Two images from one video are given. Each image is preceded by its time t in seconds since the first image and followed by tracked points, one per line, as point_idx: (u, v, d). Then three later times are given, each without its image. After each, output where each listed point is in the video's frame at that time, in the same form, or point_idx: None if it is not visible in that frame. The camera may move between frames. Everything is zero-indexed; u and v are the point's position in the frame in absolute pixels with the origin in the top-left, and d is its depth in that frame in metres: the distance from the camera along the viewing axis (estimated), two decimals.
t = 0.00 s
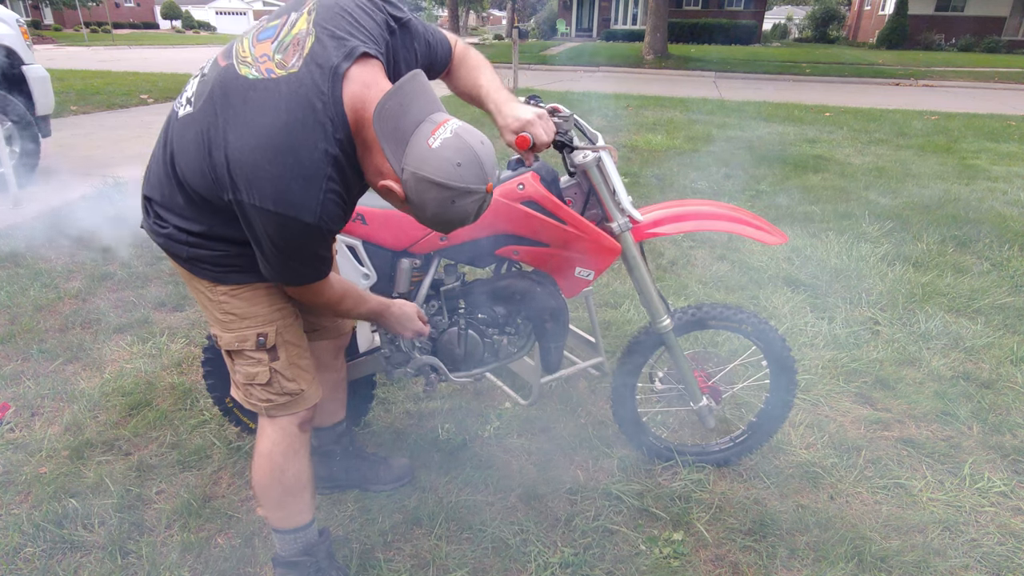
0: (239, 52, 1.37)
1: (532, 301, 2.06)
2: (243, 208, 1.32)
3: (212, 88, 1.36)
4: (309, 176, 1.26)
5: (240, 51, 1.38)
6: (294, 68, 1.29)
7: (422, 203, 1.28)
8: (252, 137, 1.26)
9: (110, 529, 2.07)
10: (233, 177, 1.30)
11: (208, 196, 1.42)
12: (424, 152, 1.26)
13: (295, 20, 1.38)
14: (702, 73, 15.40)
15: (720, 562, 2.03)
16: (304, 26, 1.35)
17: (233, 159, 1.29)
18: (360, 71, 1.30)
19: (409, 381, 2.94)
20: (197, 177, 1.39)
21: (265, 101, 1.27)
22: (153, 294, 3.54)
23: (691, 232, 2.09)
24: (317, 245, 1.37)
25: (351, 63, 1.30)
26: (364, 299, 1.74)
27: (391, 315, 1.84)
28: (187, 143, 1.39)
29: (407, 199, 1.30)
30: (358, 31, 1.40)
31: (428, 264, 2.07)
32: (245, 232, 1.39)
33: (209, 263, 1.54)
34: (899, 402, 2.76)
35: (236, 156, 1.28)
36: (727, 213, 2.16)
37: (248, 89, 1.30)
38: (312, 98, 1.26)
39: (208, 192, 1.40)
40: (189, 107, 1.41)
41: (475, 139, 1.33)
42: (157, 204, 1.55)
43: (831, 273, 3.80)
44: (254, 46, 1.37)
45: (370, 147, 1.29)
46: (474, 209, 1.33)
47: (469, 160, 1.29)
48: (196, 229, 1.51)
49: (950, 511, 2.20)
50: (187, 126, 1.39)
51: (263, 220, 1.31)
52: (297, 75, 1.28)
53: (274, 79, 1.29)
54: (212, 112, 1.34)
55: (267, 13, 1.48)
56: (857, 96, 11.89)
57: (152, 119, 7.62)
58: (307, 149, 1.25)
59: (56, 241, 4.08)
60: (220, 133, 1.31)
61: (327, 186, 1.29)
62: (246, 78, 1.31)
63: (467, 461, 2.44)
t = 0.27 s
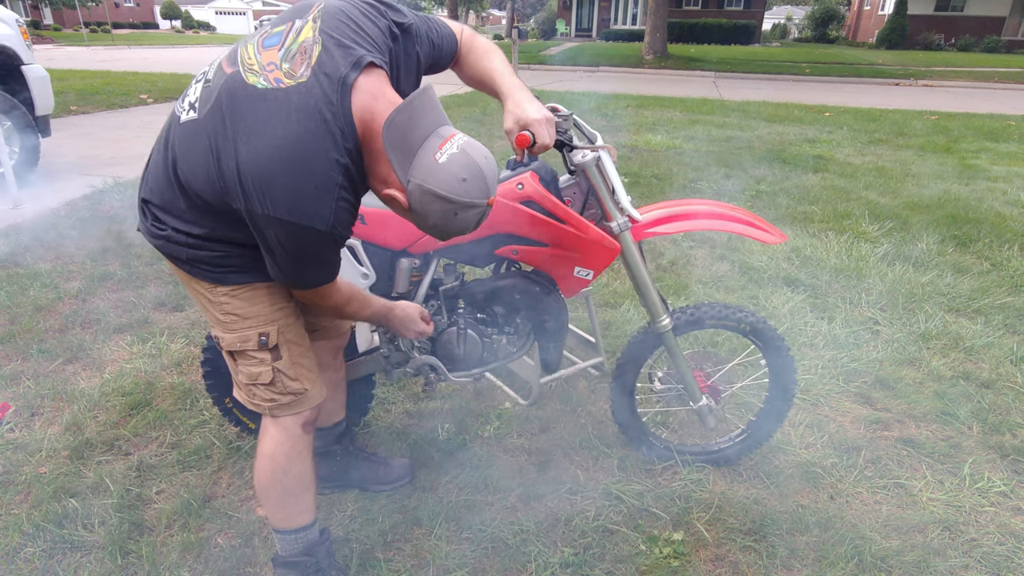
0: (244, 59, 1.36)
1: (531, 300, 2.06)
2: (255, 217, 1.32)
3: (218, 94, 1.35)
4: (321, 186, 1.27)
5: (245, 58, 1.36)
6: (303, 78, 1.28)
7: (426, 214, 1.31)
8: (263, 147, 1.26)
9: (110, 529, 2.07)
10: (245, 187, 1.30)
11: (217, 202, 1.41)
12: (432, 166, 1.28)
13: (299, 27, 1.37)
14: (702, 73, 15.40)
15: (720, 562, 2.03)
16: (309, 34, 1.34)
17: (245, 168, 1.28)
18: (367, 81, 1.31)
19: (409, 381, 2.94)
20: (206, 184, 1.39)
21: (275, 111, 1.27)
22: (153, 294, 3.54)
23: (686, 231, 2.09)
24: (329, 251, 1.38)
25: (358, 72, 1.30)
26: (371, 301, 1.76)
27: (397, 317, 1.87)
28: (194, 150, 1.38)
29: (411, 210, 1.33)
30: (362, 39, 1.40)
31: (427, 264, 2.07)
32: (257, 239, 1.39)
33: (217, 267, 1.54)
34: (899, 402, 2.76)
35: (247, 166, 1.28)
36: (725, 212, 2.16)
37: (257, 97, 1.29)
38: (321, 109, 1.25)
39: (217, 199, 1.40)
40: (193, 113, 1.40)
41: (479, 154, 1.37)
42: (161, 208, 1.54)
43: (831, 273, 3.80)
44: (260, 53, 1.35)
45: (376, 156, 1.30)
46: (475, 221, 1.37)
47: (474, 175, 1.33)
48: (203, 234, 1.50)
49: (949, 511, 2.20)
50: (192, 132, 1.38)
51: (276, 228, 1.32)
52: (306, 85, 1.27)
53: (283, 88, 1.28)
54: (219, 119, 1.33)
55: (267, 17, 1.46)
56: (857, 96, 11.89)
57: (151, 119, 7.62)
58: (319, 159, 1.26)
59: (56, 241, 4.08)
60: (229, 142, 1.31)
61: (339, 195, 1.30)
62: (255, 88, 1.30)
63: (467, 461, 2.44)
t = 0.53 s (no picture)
0: (246, 63, 1.36)
1: (533, 300, 2.05)
2: (261, 221, 1.32)
3: (222, 98, 1.34)
4: (327, 191, 1.27)
5: (247, 62, 1.36)
6: (307, 83, 1.28)
7: (427, 219, 1.33)
8: (269, 152, 1.26)
9: (110, 528, 2.07)
10: (251, 192, 1.30)
11: (221, 206, 1.41)
12: (435, 172, 1.31)
13: (301, 31, 1.37)
14: (703, 73, 15.39)
15: (720, 562, 2.03)
16: (312, 38, 1.34)
17: (251, 173, 1.28)
18: (370, 86, 1.31)
19: (410, 381, 2.94)
20: (211, 188, 1.38)
21: (280, 116, 1.26)
22: (153, 294, 3.54)
23: (688, 230, 2.09)
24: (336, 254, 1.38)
25: (361, 77, 1.30)
26: (383, 304, 1.74)
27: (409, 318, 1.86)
28: (198, 154, 1.37)
29: (412, 214, 1.35)
30: (364, 43, 1.40)
31: (428, 264, 2.08)
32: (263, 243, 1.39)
33: (223, 270, 1.54)
34: (900, 402, 2.76)
35: (253, 171, 1.28)
36: (727, 212, 2.16)
37: (261, 102, 1.29)
38: (326, 113, 1.26)
39: (222, 202, 1.40)
40: (195, 117, 1.39)
41: (480, 161, 1.40)
42: (163, 212, 1.53)
43: (831, 273, 3.80)
44: (262, 57, 1.35)
45: (379, 160, 1.32)
46: (473, 227, 1.40)
47: (475, 182, 1.36)
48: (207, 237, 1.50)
49: (950, 511, 2.20)
50: (195, 136, 1.38)
51: (283, 232, 1.32)
52: (311, 90, 1.27)
53: (287, 93, 1.28)
54: (224, 124, 1.32)
55: (266, 20, 1.46)
56: (858, 97, 11.89)
57: (152, 119, 7.61)
58: (326, 164, 1.26)
59: (56, 241, 4.08)
60: (234, 147, 1.31)
61: (344, 199, 1.30)
62: (259, 92, 1.29)
63: (467, 461, 2.44)
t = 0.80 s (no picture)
0: (248, 63, 1.36)
1: (534, 300, 2.05)
2: (264, 220, 1.32)
3: (223, 99, 1.34)
4: (331, 190, 1.27)
5: (249, 62, 1.36)
6: (309, 83, 1.28)
7: (429, 218, 1.33)
8: (273, 152, 1.26)
9: (110, 529, 2.07)
10: (255, 192, 1.30)
11: (224, 205, 1.41)
12: (437, 171, 1.31)
13: (302, 31, 1.37)
14: (703, 73, 15.39)
15: (720, 562, 2.03)
16: (314, 38, 1.34)
17: (255, 173, 1.28)
18: (372, 85, 1.31)
19: (410, 381, 2.94)
20: (215, 188, 1.38)
21: (284, 116, 1.26)
22: (153, 294, 3.54)
23: (689, 230, 2.09)
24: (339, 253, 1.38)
25: (364, 77, 1.30)
26: (386, 303, 1.74)
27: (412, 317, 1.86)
28: (200, 155, 1.37)
29: (414, 213, 1.35)
30: (365, 43, 1.41)
31: (428, 264, 2.08)
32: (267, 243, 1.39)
33: (226, 271, 1.54)
34: (899, 402, 2.76)
35: (256, 171, 1.28)
36: (728, 212, 2.16)
37: (264, 102, 1.29)
38: (329, 113, 1.26)
39: (226, 202, 1.40)
40: (197, 117, 1.39)
41: (480, 160, 1.41)
42: (164, 212, 1.53)
43: (831, 273, 3.80)
44: (264, 57, 1.35)
45: (381, 159, 1.32)
46: (474, 225, 1.41)
47: (476, 181, 1.37)
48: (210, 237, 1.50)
49: (950, 511, 2.20)
50: (197, 137, 1.37)
51: (287, 231, 1.32)
52: (313, 90, 1.27)
53: (290, 93, 1.28)
54: (227, 124, 1.32)
55: (267, 20, 1.46)
56: (858, 96, 11.88)
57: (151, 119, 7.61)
58: (329, 163, 1.26)
59: (56, 241, 4.08)
60: (237, 147, 1.31)
61: (348, 198, 1.30)
62: (261, 92, 1.29)
63: (467, 461, 2.44)
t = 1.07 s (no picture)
0: (249, 64, 1.35)
1: (534, 300, 2.05)
2: (265, 220, 1.32)
3: (224, 99, 1.34)
4: (331, 189, 1.27)
5: (249, 62, 1.36)
6: (310, 83, 1.28)
7: (430, 218, 1.34)
8: (274, 152, 1.26)
9: (110, 529, 2.07)
10: (256, 192, 1.30)
11: (225, 206, 1.41)
12: (437, 171, 1.31)
13: (302, 31, 1.37)
14: (703, 73, 15.39)
15: (720, 562, 2.03)
16: (314, 39, 1.34)
17: (255, 173, 1.28)
18: (372, 86, 1.31)
19: (410, 381, 2.94)
20: (215, 189, 1.38)
21: (284, 116, 1.26)
22: (153, 294, 3.54)
23: (689, 230, 2.09)
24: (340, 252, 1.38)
25: (364, 77, 1.30)
26: (386, 304, 1.74)
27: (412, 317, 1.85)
28: (200, 155, 1.37)
29: (414, 212, 1.35)
30: (365, 44, 1.41)
31: (428, 265, 2.08)
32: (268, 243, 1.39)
33: (226, 270, 1.54)
34: (899, 402, 2.76)
35: (257, 171, 1.28)
36: (728, 212, 2.16)
37: (265, 103, 1.29)
38: (330, 113, 1.26)
39: (226, 202, 1.40)
40: (197, 117, 1.39)
41: (481, 160, 1.41)
42: (164, 212, 1.53)
43: (831, 273, 3.80)
44: (264, 57, 1.35)
45: (382, 160, 1.32)
46: (475, 225, 1.41)
47: (476, 181, 1.38)
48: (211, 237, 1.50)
49: (950, 511, 2.20)
50: (198, 138, 1.37)
51: (288, 232, 1.32)
52: (314, 90, 1.27)
53: (291, 93, 1.28)
54: (227, 125, 1.32)
55: (267, 20, 1.46)
56: (858, 96, 11.88)
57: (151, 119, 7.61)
58: (330, 163, 1.26)
59: (56, 241, 4.08)
60: (238, 147, 1.31)
61: (349, 198, 1.30)
62: (261, 93, 1.29)
63: (467, 461, 2.44)
